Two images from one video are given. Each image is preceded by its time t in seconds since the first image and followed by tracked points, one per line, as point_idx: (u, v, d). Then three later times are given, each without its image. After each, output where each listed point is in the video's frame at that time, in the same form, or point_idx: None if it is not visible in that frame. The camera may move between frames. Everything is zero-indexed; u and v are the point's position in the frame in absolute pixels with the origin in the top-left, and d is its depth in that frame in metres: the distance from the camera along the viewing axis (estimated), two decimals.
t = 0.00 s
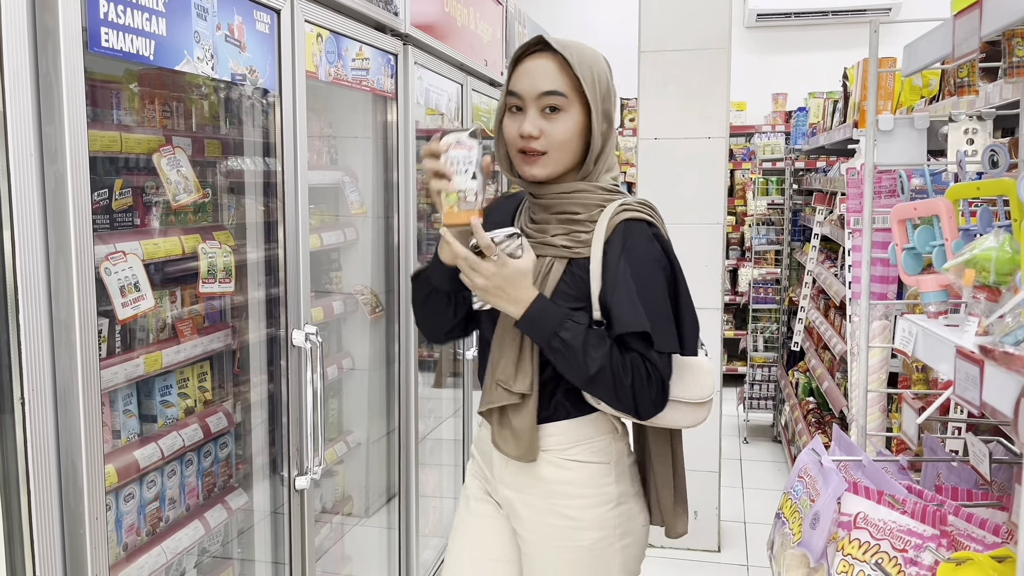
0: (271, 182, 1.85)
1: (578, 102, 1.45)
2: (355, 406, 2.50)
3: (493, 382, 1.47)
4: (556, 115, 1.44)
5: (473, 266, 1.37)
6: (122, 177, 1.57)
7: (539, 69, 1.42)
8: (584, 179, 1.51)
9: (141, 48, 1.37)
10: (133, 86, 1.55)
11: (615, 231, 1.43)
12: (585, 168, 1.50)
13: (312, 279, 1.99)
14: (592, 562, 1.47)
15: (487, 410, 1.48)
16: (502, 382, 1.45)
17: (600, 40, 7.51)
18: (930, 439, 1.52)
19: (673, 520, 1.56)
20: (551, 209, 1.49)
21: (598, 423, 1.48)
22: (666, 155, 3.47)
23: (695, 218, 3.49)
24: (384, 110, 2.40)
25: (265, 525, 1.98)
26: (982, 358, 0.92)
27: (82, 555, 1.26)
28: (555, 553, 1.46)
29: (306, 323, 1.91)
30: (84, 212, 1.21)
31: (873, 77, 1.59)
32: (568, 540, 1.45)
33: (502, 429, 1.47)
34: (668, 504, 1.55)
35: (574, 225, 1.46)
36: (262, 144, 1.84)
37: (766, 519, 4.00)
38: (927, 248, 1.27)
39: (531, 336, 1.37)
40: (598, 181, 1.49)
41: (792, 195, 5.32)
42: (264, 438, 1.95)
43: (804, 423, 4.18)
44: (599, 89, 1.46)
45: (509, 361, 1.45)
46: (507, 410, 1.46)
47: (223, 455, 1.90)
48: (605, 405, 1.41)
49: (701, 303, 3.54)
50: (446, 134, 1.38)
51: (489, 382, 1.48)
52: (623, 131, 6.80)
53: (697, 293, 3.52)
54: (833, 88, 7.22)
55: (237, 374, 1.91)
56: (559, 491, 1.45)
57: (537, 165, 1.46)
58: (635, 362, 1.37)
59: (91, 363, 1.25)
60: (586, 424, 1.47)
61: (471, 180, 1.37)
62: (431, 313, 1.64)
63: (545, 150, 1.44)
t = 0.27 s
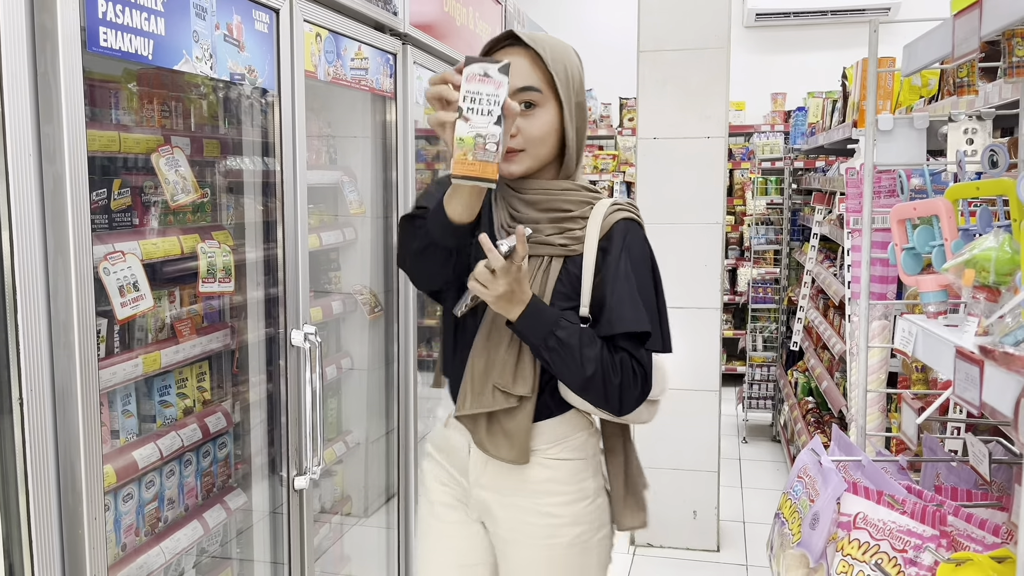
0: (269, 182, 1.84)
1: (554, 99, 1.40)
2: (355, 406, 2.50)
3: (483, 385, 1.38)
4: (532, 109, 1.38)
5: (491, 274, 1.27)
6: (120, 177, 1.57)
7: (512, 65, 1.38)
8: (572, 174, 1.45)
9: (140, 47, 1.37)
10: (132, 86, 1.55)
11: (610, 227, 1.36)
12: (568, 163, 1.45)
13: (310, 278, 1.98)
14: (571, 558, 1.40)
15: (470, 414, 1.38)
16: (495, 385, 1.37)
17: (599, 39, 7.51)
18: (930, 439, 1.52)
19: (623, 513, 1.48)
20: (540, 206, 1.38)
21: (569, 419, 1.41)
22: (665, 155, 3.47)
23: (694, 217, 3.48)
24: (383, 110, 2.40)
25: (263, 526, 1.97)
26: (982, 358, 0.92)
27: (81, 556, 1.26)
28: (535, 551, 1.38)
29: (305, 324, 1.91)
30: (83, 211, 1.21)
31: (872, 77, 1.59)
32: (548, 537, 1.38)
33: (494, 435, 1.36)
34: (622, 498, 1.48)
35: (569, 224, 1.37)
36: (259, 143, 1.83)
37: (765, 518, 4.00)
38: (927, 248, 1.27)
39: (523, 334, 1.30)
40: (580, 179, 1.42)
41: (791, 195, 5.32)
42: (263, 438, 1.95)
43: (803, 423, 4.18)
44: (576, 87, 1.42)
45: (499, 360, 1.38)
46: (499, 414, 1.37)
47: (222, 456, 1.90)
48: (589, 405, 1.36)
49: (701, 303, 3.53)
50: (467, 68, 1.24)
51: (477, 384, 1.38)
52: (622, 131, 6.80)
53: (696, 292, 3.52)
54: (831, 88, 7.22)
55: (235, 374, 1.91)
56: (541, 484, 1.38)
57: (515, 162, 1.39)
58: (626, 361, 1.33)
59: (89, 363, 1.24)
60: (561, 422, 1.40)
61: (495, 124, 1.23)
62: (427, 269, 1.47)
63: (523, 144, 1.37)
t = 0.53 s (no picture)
0: (268, 182, 1.84)
1: (535, 101, 1.33)
2: (354, 406, 2.49)
3: (472, 389, 1.29)
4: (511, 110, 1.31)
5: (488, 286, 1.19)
6: (119, 176, 1.56)
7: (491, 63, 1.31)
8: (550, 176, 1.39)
9: (139, 47, 1.37)
10: (131, 85, 1.55)
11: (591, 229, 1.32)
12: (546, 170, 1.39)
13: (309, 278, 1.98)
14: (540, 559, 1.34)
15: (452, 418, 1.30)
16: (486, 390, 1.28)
17: (599, 39, 7.52)
18: (929, 439, 1.52)
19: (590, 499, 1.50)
20: (518, 207, 1.33)
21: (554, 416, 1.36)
22: (664, 155, 3.47)
23: (694, 217, 3.48)
24: (381, 110, 2.39)
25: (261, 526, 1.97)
26: (980, 359, 0.92)
27: (80, 556, 1.26)
28: (510, 551, 1.31)
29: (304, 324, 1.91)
30: (82, 209, 1.21)
31: (871, 77, 1.59)
32: (527, 535, 1.32)
33: (485, 441, 1.29)
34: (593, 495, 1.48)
35: (550, 226, 1.31)
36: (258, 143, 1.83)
37: (764, 518, 4.00)
38: (926, 248, 1.27)
39: (514, 338, 1.24)
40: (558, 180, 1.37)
41: (790, 195, 5.32)
42: (262, 437, 1.95)
43: (802, 422, 4.18)
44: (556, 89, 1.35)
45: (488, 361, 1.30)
46: (488, 419, 1.29)
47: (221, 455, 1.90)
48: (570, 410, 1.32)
49: (700, 303, 3.53)
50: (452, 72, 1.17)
51: (467, 391, 1.29)
52: (621, 130, 6.81)
53: (695, 292, 3.52)
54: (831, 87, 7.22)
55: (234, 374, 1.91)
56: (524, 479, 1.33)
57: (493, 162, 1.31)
58: (610, 364, 1.30)
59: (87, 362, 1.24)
60: (544, 419, 1.35)
61: (486, 129, 1.17)
62: (414, 276, 1.34)
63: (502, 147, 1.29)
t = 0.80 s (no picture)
0: (269, 181, 1.84)
1: (505, 97, 1.35)
2: (354, 405, 2.49)
3: (469, 396, 1.36)
4: (485, 112, 1.35)
5: (449, 331, 1.23)
6: (118, 175, 1.56)
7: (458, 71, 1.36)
8: (549, 177, 1.39)
9: (139, 46, 1.37)
10: (131, 85, 1.55)
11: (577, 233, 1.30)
12: (540, 170, 1.38)
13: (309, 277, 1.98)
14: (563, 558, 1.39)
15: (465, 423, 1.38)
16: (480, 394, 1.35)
17: (599, 38, 7.51)
18: (929, 439, 1.52)
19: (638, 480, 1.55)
20: (511, 208, 1.36)
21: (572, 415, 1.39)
22: (665, 154, 3.47)
23: (695, 216, 3.48)
24: (382, 109, 2.40)
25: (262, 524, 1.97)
26: (981, 359, 0.92)
27: (80, 555, 1.26)
28: (529, 541, 1.37)
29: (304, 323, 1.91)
30: (82, 208, 1.21)
31: (871, 76, 1.59)
32: (543, 527, 1.37)
33: (486, 442, 1.36)
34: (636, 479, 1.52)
35: (539, 226, 1.34)
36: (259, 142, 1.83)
37: (764, 517, 4.00)
38: (926, 247, 1.27)
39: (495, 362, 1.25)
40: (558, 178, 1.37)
41: (791, 194, 5.32)
42: (262, 437, 1.94)
43: (803, 422, 4.18)
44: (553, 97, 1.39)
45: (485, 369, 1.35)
46: (488, 420, 1.36)
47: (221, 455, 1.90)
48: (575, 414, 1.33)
49: (700, 302, 3.53)
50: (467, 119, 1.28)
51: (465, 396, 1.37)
52: (621, 130, 6.81)
53: (695, 291, 3.52)
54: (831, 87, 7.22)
55: (234, 373, 1.91)
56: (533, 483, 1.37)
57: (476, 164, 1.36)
58: (604, 372, 1.28)
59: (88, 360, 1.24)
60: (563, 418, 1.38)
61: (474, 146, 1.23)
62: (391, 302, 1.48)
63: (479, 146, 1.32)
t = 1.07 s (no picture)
0: (270, 180, 1.84)
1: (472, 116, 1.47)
2: (354, 404, 2.49)
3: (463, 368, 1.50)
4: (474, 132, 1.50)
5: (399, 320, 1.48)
6: (119, 175, 1.56)
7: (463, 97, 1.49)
8: (526, 171, 1.46)
9: (140, 45, 1.37)
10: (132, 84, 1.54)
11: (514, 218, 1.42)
12: (517, 165, 1.46)
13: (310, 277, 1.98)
14: (579, 560, 1.52)
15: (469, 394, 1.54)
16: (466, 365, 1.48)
17: (600, 37, 7.51)
18: (931, 438, 1.52)
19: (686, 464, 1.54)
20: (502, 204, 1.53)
21: (564, 391, 1.49)
22: (666, 154, 3.47)
23: (696, 216, 3.48)
24: (383, 108, 2.40)
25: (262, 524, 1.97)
26: (984, 358, 0.92)
27: (81, 555, 1.26)
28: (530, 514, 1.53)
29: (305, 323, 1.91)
30: (82, 207, 1.21)
31: (874, 74, 1.58)
32: (537, 502, 1.52)
33: (485, 411, 1.51)
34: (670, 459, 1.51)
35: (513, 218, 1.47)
36: (261, 141, 1.83)
37: (765, 517, 4.00)
38: (928, 246, 1.27)
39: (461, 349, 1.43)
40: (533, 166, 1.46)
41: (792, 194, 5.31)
42: (263, 436, 1.94)
43: (803, 421, 4.18)
44: (531, 88, 1.42)
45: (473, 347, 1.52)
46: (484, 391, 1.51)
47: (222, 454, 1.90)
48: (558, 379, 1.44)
49: (702, 302, 3.52)
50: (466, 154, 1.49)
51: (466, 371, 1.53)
52: (622, 129, 6.80)
53: (696, 291, 3.51)
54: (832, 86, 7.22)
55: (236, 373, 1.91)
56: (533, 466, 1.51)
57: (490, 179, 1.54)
58: (543, 342, 1.36)
59: (89, 359, 1.24)
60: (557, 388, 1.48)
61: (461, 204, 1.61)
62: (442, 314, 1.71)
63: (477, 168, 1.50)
